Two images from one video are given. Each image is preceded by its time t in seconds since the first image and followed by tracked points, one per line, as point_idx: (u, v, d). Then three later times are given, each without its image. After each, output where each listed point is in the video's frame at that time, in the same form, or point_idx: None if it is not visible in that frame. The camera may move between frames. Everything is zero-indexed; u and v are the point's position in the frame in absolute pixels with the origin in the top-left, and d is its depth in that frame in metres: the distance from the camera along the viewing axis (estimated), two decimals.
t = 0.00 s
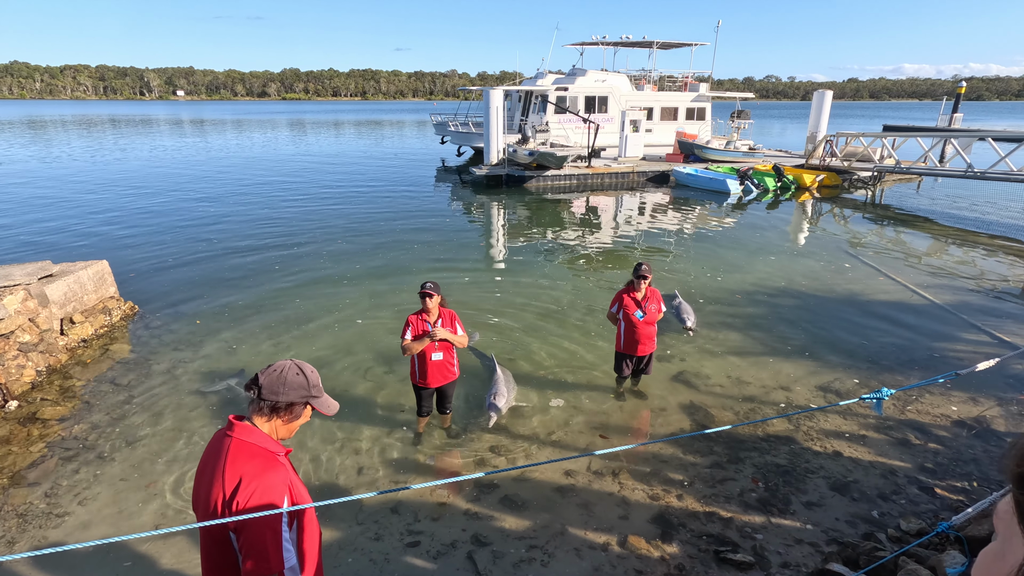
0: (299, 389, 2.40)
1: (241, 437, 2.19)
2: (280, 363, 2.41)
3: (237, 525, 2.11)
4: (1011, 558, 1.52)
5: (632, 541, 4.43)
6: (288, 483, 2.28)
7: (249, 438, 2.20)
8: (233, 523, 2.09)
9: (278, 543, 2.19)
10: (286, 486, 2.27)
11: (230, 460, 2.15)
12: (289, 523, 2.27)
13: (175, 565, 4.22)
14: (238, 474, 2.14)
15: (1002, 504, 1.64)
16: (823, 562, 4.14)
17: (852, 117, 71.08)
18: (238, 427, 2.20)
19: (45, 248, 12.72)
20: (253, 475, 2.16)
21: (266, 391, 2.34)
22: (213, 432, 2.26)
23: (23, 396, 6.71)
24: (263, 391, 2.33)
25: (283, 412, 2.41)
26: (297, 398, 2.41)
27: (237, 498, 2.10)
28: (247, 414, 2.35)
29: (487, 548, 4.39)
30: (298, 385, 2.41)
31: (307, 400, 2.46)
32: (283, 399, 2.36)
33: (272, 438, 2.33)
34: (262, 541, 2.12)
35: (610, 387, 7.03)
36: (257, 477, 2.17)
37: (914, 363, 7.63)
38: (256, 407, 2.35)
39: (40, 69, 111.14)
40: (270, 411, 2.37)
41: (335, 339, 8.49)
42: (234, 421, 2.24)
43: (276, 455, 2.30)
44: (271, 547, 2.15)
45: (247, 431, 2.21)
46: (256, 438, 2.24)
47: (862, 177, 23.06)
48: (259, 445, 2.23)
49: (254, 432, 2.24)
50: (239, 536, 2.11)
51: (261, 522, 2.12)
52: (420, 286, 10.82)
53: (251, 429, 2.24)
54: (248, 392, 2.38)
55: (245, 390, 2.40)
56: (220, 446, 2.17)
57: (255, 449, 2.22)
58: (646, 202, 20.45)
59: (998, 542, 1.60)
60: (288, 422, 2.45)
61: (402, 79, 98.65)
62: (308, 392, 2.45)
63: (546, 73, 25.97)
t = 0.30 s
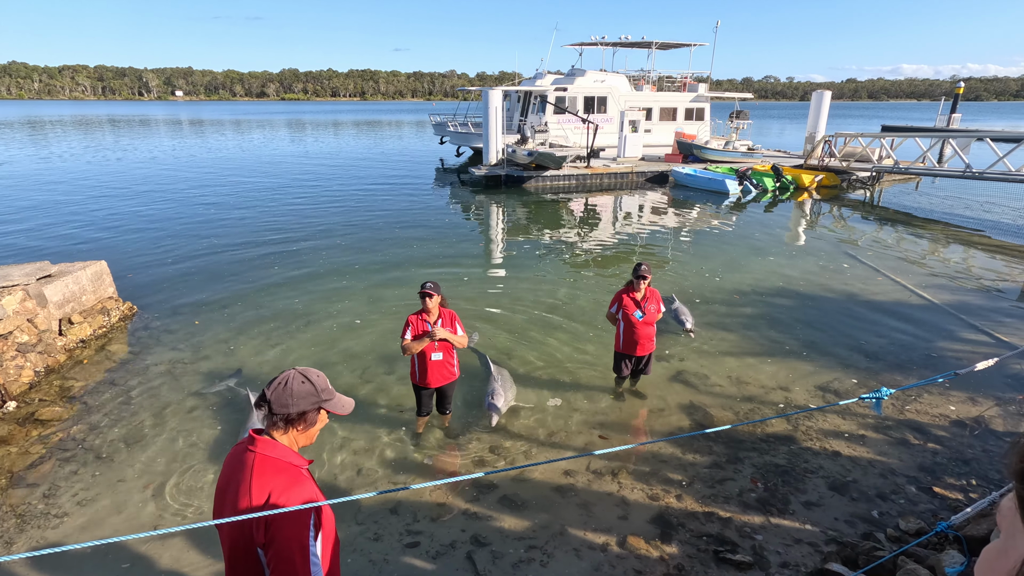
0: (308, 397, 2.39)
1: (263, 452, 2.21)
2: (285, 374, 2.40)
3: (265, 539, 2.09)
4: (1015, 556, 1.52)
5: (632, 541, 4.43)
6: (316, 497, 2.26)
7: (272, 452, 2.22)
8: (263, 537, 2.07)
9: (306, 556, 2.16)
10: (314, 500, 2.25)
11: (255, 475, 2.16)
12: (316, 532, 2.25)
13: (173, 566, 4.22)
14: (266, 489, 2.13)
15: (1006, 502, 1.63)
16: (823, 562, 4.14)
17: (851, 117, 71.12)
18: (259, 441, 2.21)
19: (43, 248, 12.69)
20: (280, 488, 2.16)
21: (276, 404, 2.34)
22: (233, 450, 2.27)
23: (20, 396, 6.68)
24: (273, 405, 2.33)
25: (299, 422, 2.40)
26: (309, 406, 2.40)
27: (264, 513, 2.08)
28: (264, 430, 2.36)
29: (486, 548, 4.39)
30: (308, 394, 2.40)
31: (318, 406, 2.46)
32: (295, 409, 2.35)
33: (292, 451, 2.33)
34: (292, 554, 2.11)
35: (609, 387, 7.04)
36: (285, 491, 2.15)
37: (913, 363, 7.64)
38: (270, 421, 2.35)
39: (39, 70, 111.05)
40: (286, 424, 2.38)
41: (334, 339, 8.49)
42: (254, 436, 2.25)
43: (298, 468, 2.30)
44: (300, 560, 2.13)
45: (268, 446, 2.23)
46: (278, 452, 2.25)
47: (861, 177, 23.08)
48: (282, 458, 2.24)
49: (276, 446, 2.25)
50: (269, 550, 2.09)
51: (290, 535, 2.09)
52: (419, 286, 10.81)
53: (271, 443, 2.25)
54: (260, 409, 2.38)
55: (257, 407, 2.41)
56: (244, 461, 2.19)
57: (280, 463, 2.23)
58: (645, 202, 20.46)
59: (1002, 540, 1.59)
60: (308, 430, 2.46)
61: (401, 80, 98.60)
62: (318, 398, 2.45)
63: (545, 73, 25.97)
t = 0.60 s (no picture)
0: (343, 425, 2.38)
1: (300, 481, 2.21)
2: (319, 401, 2.39)
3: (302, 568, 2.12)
4: (1010, 557, 1.52)
5: (630, 541, 4.44)
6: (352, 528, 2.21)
7: (308, 481, 2.21)
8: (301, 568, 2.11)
9: None
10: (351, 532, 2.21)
11: (288, 504, 2.12)
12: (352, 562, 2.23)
13: (172, 566, 4.21)
14: (301, 521, 2.09)
15: (1002, 502, 1.62)
16: (821, 562, 4.15)
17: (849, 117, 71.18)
18: (295, 471, 2.24)
19: (41, 249, 12.67)
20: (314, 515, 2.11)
21: (311, 432, 2.32)
22: (270, 475, 2.31)
23: (18, 397, 6.68)
24: (307, 433, 2.32)
25: (333, 450, 2.40)
26: (343, 434, 2.38)
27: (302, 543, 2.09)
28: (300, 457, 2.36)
29: (485, 548, 4.38)
30: (341, 422, 2.38)
31: (353, 433, 2.44)
32: (329, 438, 2.33)
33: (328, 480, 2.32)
34: None
35: (609, 387, 7.04)
36: (321, 523, 2.10)
37: (911, 363, 7.65)
38: (305, 448, 2.35)
39: (37, 69, 110.80)
40: (320, 452, 2.37)
41: (333, 340, 8.49)
42: (291, 465, 2.27)
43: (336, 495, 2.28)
44: None
45: (304, 475, 2.23)
46: (314, 481, 2.24)
47: (859, 178, 23.12)
48: (318, 489, 2.22)
49: (311, 475, 2.25)
50: None
51: (327, 566, 2.11)
52: (418, 287, 10.81)
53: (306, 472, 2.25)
54: (295, 436, 2.38)
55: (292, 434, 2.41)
56: (279, 489, 2.20)
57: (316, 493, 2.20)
58: (643, 203, 20.48)
59: (998, 542, 1.58)
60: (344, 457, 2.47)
61: (400, 81, 98.60)
62: (352, 426, 2.43)
63: (544, 74, 25.99)
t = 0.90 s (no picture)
0: (357, 434, 2.29)
1: (323, 489, 2.22)
2: (334, 412, 2.33)
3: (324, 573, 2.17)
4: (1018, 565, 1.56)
5: (630, 542, 4.43)
6: (372, 538, 2.21)
7: (331, 489, 2.23)
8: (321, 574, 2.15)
9: None
10: (371, 543, 2.19)
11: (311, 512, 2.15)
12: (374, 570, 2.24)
13: (171, 567, 4.20)
14: (322, 528, 2.12)
15: (1008, 509, 1.69)
16: (821, 562, 4.15)
17: (848, 117, 71.26)
18: (322, 479, 2.27)
19: (40, 249, 12.66)
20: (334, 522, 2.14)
21: (328, 444, 2.29)
22: (297, 479, 2.35)
23: (17, 397, 6.66)
24: (323, 444, 2.29)
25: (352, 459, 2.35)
26: (358, 443, 2.31)
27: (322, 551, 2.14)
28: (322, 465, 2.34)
29: (484, 549, 4.38)
30: (355, 431, 2.29)
31: (369, 441, 2.35)
32: (344, 448, 2.28)
33: (351, 488, 2.30)
34: None
35: (608, 387, 7.03)
36: (342, 529, 2.14)
37: (910, 363, 7.66)
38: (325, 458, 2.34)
39: (36, 70, 110.78)
40: (340, 460, 2.33)
41: (332, 340, 8.48)
42: (316, 473, 2.30)
43: (358, 504, 2.26)
44: None
45: (327, 484, 2.24)
46: (338, 489, 2.25)
47: (858, 178, 23.14)
48: (340, 498, 2.22)
49: (335, 483, 2.26)
50: None
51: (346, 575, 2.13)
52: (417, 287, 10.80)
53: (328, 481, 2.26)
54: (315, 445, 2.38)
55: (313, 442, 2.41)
56: (303, 495, 2.22)
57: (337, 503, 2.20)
58: (643, 203, 20.48)
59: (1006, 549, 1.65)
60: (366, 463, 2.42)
61: (399, 81, 98.61)
62: (369, 434, 2.34)
63: (543, 74, 26.00)
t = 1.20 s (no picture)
0: (348, 435, 2.35)
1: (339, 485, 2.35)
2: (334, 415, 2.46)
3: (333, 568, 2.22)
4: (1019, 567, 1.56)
5: (630, 541, 4.43)
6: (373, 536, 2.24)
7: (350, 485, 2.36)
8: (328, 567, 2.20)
9: None
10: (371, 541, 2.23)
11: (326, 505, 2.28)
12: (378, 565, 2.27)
13: (170, 568, 4.20)
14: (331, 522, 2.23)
15: (1008, 511, 1.69)
16: (820, 562, 4.16)
17: (847, 117, 71.34)
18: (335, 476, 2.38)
19: (39, 250, 12.65)
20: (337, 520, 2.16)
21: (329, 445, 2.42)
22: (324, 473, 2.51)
23: (16, 398, 6.65)
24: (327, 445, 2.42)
25: (352, 459, 2.39)
26: (349, 445, 2.36)
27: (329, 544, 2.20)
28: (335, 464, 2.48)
29: (484, 549, 4.37)
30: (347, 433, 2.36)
31: (361, 443, 2.37)
32: (342, 448, 2.35)
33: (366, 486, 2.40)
34: None
35: (608, 387, 7.03)
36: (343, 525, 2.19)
37: (909, 363, 7.67)
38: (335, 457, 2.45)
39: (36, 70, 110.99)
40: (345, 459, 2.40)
41: (332, 340, 8.48)
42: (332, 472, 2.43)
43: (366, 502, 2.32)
44: None
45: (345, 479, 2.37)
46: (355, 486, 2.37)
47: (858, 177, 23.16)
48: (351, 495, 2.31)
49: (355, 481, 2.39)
50: None
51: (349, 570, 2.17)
52: (417, 287, 10.81)
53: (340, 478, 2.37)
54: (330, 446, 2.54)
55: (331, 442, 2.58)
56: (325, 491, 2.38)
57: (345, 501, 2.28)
58: (642, 203, 20.49)
59: (1006, 551, 1.65)
60: (370, 461, 2.41)
61: (399, 81, 98.64)
62: (361, 434, 2.37)
63: (542, 74, 26.00)
